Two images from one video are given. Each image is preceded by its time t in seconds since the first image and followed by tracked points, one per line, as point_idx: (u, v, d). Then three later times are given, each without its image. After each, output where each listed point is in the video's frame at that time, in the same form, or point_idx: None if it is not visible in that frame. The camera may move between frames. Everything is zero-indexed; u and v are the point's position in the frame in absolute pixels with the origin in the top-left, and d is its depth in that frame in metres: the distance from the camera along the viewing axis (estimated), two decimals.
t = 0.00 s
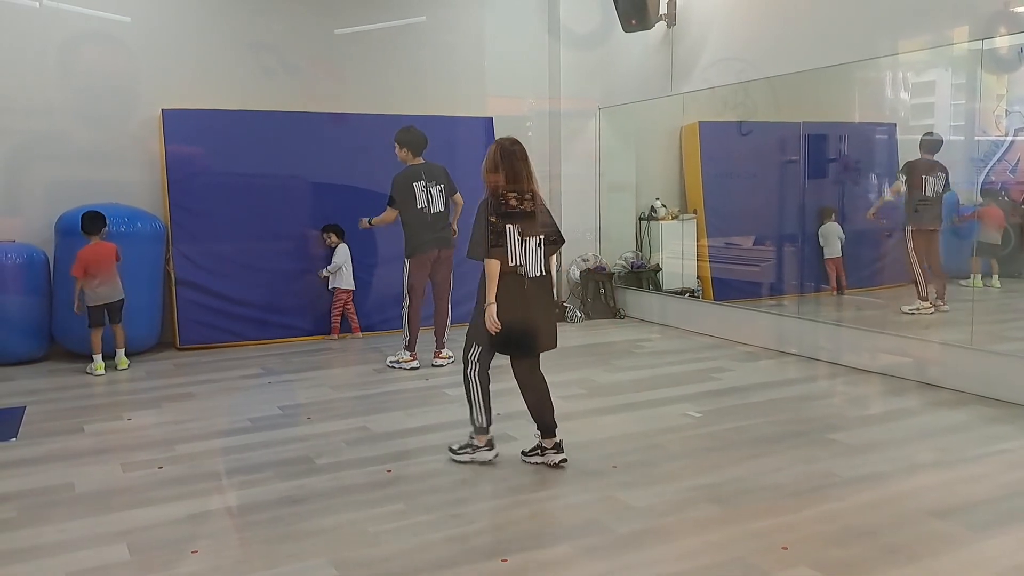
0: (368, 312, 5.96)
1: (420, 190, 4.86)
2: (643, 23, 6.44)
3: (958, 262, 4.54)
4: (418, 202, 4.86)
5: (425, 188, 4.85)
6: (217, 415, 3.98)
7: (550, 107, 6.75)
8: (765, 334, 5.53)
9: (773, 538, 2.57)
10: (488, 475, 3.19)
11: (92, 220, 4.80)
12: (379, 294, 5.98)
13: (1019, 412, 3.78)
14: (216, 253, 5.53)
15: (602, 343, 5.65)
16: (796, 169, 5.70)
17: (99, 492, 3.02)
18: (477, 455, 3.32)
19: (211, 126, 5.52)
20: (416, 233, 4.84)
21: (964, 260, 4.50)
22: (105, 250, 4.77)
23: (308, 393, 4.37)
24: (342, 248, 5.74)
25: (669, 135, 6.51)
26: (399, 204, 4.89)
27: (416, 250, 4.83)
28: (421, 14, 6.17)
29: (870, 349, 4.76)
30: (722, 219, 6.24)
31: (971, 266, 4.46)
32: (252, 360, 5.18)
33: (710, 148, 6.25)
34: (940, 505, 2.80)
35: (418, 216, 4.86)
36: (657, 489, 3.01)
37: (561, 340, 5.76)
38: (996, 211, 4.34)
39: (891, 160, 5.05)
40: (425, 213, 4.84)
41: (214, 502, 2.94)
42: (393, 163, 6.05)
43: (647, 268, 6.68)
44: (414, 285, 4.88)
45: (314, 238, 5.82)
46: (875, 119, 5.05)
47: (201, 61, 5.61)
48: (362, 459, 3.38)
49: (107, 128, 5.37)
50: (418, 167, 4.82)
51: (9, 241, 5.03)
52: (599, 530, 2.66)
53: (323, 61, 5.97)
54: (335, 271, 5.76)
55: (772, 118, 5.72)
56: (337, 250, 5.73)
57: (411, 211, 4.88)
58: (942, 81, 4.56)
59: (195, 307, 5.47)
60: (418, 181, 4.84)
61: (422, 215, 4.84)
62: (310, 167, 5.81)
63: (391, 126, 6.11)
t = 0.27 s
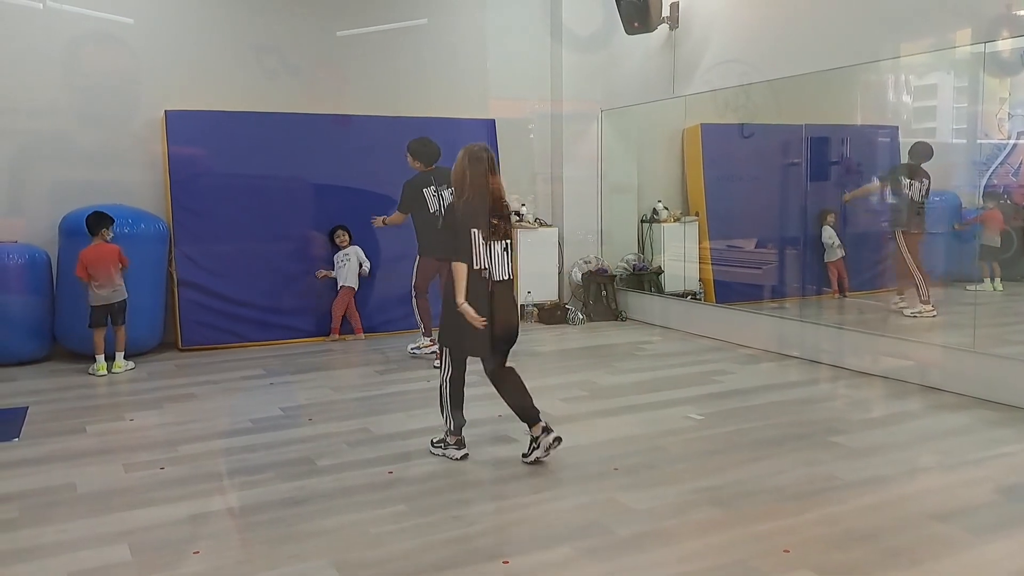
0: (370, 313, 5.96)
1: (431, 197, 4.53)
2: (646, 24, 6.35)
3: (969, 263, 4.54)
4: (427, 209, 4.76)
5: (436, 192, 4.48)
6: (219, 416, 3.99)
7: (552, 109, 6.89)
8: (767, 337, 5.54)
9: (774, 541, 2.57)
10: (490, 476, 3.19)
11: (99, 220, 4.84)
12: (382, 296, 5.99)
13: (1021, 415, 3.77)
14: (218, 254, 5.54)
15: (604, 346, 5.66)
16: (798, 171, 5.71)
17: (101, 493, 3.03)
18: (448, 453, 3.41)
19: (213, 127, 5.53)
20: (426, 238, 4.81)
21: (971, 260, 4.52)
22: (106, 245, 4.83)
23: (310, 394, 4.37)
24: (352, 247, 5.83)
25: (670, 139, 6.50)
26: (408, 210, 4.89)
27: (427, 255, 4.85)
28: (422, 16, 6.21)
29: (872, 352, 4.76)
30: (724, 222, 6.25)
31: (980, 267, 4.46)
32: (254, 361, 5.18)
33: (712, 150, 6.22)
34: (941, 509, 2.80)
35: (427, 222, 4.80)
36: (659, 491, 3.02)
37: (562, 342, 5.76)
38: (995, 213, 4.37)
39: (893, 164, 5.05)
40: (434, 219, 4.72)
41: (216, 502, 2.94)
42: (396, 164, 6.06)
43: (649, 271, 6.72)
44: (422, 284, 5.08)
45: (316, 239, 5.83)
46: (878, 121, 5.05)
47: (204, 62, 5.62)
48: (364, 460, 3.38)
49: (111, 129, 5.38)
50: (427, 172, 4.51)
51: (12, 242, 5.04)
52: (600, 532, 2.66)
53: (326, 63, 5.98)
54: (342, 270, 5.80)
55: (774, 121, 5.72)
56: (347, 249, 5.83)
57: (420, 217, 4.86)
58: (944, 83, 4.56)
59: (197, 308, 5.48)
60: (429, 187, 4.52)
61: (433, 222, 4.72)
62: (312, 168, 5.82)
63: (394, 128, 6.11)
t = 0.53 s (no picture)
0: (373, 315, 5.97)
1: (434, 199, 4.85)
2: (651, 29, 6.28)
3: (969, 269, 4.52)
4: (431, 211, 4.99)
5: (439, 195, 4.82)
6: (223, 418, 3.99)
7: (556, 111, 6.98)
8: (771, 340, 5.53)
9: (777, 546, 2.56)
10: (493, 479, 3.19)
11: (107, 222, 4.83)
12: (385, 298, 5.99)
13: None
14: (221, 257, 5.54)
15: (607, 349, 5.66)
16: (801, 175, 5.65)
17: (105, 494, 3.03)
18: (450, 454, 3.40)
19: (217, 130, 5.54)
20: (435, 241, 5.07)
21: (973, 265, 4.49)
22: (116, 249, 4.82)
23: (313, 396, 4.37)
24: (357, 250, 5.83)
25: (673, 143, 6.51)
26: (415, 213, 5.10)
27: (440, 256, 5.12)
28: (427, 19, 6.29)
29: (876, 356, 4.75)
30: (727, 225, 6.23)
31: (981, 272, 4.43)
32: (258, 363, 5.19)
33: (717, 155, 6.22)
34: (945, 513, 2.79)
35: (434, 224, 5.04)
36: (662, 495, 3.01)
37: (565, 345, 5.76)
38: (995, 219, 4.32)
39: (897, 168, 5.05)
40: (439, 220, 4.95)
41: (220, 504, 2.94)
42: (400, 167, 6.06)
43: (652, 274, 6.74)
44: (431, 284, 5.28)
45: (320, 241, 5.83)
46: (882, 124, 5.04)
47: (209, 65, 5.64)
48: (367, 463, 3.38)
49: (115, 131, 5.39)
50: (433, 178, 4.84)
51: (17, 244, 5.06)
52: (603, 536, 2.65)
53: (330, 66, 6.00)
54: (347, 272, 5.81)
55: (777, 124, 5.71)
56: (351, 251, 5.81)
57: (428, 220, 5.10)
58: (947, 87, 4.56)
59: (200, 310, 5.48)
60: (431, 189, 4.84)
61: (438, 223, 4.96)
62: (315, 170, 5.82)
63: (397, 130, 6.10)
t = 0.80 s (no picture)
0: (377, 318, 5.97)
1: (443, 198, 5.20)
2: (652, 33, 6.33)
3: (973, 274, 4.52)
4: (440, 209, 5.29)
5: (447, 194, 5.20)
6: (226, 420, 3.99)
7: (559, 115, 7.00)
8: (774, 344, 5.53)
9: (780, 550, 2.55)
10: (496, 482, 3.18)
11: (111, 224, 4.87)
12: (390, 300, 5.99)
13: None
14: (226, 259, 5.55)
15: (610, 352, 5.66)
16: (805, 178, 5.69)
17: (108, 496, 3.03)
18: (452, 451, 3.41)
19: (222, 132, 5.55)
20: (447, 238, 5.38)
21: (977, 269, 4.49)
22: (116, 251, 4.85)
23: (316, 399, 4.38)
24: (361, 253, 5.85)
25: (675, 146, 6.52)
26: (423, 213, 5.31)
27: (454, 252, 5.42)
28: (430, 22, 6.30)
29: (879, 360, 4.74)
30: (730, 229, 6.23)
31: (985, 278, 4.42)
32: (261, 365, 5.19)
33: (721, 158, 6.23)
34: (949, 518, 2.78)
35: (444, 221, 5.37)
36: (665, 498, 3.00)
37: (568, 348, 5.76)
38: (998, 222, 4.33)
39: (902, 172, 4.98)
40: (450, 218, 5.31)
41: (222, 506, 2.94)
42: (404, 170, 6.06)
43: (655, 277, 6.73)
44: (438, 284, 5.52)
45: (324, 244, 5.83)
46: (886, 128, 5.01)
47: (213, 67, 5.65)
48: (369, 466, 3.38)
49: (119, 134, 5.41)
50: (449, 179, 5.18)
51: (20, 246, 5.07)
52: (605, 539, 2.65)
53: (333, 68, 6.01)
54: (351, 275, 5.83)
55: (781, 127, 5.70)
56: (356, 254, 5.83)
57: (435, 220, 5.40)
58: (950, 90, 4.56)
59: (205, 313, 5.50)
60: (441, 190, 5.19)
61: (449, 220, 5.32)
62: (320, 173, 5.83)
63: (402, 133, 6.11)
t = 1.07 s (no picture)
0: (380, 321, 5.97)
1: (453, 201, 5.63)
2: (653, 35, 6.52)
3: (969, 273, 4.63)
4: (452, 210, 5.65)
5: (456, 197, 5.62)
6: (229, 423, 3.99)
7: (562, 118, 6.94)
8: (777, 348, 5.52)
9: (784, 554, 2.54)
10: (498, 486, 3.18)
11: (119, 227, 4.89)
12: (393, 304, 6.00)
13: None
14: (230, 263, 5.55)
15: (613, 355, 5.65)
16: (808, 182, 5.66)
17: (110, 499, 3.03)
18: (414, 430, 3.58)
19: (226, 136, 5.57)
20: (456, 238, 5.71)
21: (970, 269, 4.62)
22: (123, 253, 4.88)
23: (319, 402, 4.37)
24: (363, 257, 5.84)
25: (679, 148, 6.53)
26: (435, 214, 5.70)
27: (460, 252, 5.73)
28: (433, 25, 6.29)
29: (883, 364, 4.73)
30: (733, 233, 6.25)
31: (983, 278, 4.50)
32: (263, 368, 5.19)
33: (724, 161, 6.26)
34: (953, 523, 2.77)
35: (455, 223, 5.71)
36: (667, 502, 3.00)
37: (570, 352, 5.75)
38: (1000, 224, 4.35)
39: (907, 175, 5.08)
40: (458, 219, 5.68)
41: (224, 509, 2.94)
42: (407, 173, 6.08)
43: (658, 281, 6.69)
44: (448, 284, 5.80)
45: (328, 247, 5.84)
46: (890, 133, 5.05)
47: (216, 70, 5.67)
48: (372, 469, 3.37)
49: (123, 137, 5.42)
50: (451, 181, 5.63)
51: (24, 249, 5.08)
52: (608, 543, 2.64)
53: (336, 71, 6.02)
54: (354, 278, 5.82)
55: (785, 130, 5.71)
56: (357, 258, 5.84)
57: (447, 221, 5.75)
58: (954, 94, 4.56)
59: (209, 317, 5.50)
60: (450, 192, 5.61)
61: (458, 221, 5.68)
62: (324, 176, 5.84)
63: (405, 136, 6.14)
